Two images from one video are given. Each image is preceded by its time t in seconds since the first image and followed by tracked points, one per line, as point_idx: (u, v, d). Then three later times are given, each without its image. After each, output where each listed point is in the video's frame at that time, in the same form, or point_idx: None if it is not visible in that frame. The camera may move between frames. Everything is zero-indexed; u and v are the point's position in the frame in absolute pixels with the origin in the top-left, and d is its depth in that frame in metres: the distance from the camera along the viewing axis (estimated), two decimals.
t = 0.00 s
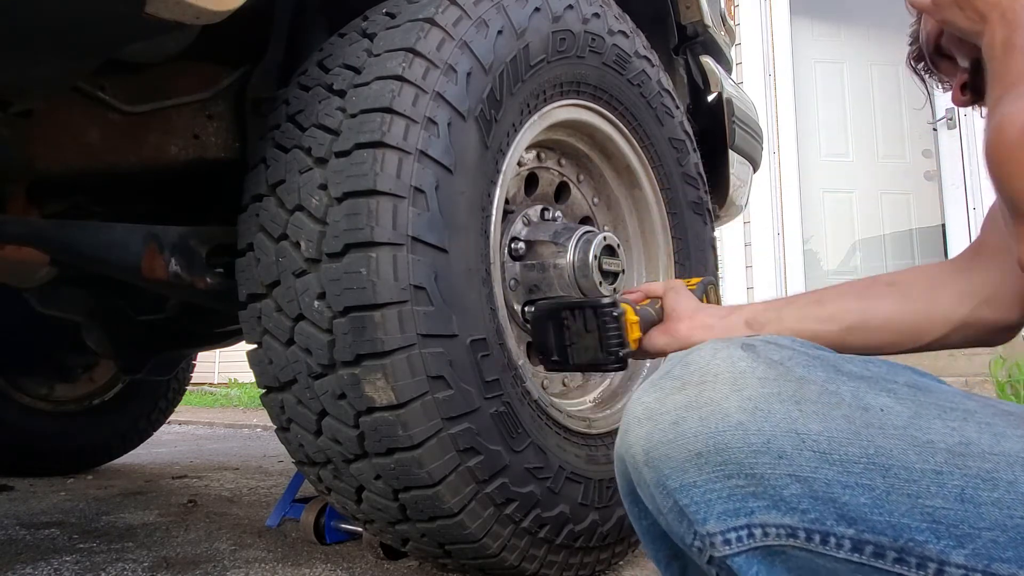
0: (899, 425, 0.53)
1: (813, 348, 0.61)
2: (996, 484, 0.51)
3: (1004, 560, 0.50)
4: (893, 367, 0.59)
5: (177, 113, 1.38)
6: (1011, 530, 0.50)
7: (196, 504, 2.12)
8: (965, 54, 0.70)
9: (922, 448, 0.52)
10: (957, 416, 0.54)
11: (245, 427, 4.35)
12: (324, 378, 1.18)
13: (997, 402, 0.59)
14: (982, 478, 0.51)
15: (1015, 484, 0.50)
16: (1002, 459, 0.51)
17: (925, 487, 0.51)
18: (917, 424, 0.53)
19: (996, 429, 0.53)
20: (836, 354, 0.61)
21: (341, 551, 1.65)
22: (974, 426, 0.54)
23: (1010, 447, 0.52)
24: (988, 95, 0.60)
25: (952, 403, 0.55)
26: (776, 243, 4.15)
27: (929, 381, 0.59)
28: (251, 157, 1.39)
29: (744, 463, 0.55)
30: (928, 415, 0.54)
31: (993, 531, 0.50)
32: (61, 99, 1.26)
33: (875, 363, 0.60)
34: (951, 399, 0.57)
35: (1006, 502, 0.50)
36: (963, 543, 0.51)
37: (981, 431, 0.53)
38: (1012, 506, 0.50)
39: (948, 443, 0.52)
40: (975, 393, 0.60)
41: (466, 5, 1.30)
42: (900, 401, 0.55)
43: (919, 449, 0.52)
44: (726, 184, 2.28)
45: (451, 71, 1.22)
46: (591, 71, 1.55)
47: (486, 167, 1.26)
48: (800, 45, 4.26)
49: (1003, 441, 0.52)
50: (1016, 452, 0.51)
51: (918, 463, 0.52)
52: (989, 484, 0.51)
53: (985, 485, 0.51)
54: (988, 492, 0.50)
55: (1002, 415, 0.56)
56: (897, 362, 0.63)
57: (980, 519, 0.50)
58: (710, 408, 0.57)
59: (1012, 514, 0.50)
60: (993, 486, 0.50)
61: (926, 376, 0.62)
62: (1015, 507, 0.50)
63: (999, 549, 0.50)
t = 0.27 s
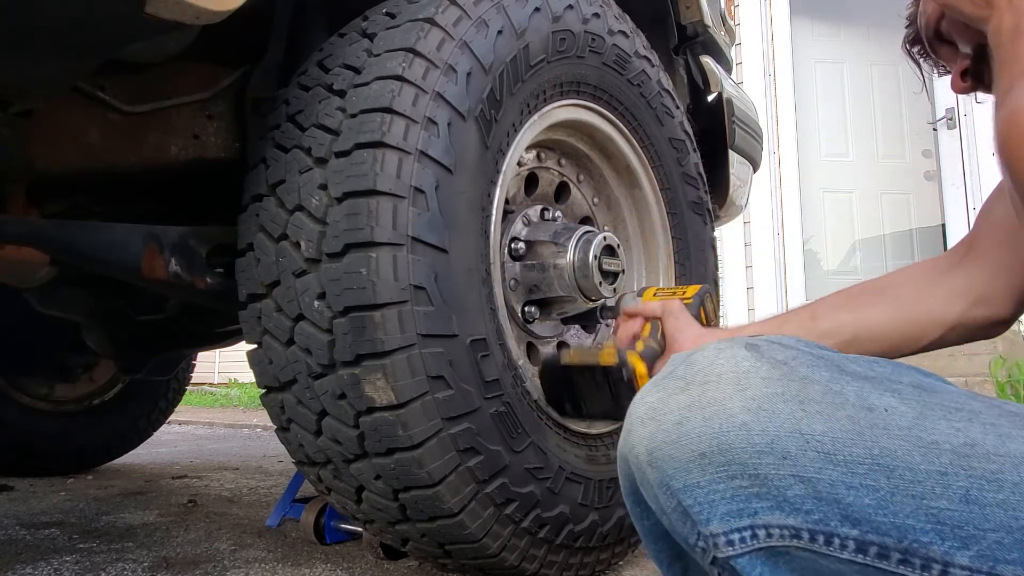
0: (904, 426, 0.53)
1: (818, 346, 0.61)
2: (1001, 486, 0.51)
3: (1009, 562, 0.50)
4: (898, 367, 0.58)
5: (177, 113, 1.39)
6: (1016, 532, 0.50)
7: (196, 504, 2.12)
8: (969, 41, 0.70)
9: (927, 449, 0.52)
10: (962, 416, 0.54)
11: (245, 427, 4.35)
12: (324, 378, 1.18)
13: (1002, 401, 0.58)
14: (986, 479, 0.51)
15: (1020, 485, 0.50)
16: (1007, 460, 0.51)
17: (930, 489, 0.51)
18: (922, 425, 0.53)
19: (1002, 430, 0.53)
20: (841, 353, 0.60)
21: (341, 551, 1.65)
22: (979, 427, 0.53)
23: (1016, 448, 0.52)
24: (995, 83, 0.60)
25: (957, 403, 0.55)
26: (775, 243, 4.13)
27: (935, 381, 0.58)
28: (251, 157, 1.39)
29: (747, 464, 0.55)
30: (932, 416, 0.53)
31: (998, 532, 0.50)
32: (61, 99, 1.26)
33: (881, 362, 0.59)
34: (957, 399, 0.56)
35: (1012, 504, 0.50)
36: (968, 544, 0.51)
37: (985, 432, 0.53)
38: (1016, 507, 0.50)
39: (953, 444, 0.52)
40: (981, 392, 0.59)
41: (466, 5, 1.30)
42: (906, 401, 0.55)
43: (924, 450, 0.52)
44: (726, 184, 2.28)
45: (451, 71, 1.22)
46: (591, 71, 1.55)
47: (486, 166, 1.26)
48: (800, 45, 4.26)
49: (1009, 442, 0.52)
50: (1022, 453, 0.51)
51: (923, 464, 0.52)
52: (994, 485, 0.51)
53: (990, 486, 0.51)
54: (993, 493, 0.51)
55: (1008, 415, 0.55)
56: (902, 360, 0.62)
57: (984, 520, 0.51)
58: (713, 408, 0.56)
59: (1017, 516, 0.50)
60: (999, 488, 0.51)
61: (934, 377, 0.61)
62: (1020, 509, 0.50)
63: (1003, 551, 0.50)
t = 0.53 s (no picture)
0: (900, 423, 0.53)
1: (814, 347, 0.62)
2: (996, 482, 0.50)
3: (1005, 558, 0.49)
4: (893, 366, 0.59)
5: (177, 113, 1.38)
6: (1011, 528, 0.50)
7: (196, 504, 2.12)
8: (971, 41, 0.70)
9: (923, 446, 0.52)
10: (957, 414, 0.55)
11: (245, 427, 4.35)
12: (324, 378, 1.18)
13: (999, 401, 0.58)
14: (981, 476, 0.51)
15: (1015, 483, 0.50)
16: (1001, 457, 0.51)
17: (925, 485, 0.51)
18: (917, 423, 0.53)
19: (996, 428, 0.53)
20: (837, 353, 0.61)
21: (341, 551, 1.65)
22: (974, 425, 0.54)
23: (1011, 445, 0.52)
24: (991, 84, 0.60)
25: (952, 401, 0.55)
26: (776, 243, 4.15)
27: (930, 381, 0.59)
28: (251, 156, 1.39)
29: (744, 461, 0.55)
30: (927, 414, 0.54)
31: (992, 529, 0.50)
32: (61, 99, 1.25)
33: (877, 361, 0.60)
34: (952, 398, 0.57)
35: (1007, 500, 0.50)
36: (963, 541, 0.50)
37: (980, 430, 0.53)
38: (1012, 503, 0.50)
39: (948, 442, 0.52)
40: (977, 392, 0.59)
41: (466, 5, 1.30)
42: (901, 400, 0.55)
43: (919, 447, 0.52)
44: (726, 184, 2.28)
45: (451, 71, 1.22)
46: (591, 71, 1.55)
47: (486, 167, 1.26)
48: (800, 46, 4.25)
49: (1003, 440, 0.52)
50: (1016, 451, 0.51)
51: (919, 461, 0.52)
52: (989, 482, 0.51)
53: (985, 483, 0.51)
54: (988, 490, 0.50)
55: (1003, 413, 0.55)
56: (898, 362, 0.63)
57: (980, 517, 0.50)
58: (711, 406, 0.57)
59: (1012, 512, 0.50)
60: (994, 484, 0.50)
61: (930, 377, 0.62)
62: (1015, 505, 0.50)
63: (999, 547, 0.50)
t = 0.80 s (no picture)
0: (902, 420, 0.53)
1: (817, 344, 0.62)
2: (999, 480, 0.50)
3: (1007, 556, 0.50)
4: (895, 364, 0.60)
5: (177, 113, 1.38)
6: (1013, 526, 0.50)
7: (195, 504, 2.12)
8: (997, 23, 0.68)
9: (925, 444, 0.52)
10: (959, 412, 0.55)
11: (245, 427, 4.35)
12: (324, 378, 1.18)
13: (1000, 398, 0.59)
14: (985, 474, 0.51)
15: (1018, 480, 0.50)
16: (1004, 456, 0.51)
17: (927, 483, 0.51)
18: (920, 420, 0.53)
19: (998, 425, 0.53)
20: (838, 351, 0.61)
21: (341, 551, 1.65)
22: (976, 422, 0.54)
23: (1013, 444, 0.52)
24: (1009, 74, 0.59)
25: (954, 399, 0.56)
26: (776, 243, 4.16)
27: (933, 379, 0.59)
28: (251, 157, 1.39)
29: (746, 458, 0.55)
30: (930, 412, 0.54)
31: (995, 527, 0.50)
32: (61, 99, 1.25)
33: (878, 359, 0.60)
34: (954, 396, 0.57)
35: (1010, 498, 0.50)
36: (966, 538, 0.51)
37: (983, 428, 0.53)
38: (1015, 501, 0.50)
39: (951, 439, 0.52)
40: (978, 389, 0.60)
41: (466, 5, 1.30)
42: (903, 397, 0.56)
43: (922, 445, 0.52)
44: (726, 184, 2.28)
45: (451, 71, 1.22)
46: (591, 71, 1.55)
47: (486, 167, 1.26)
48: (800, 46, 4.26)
49: (1006, 438, 0.52)
50: (1019, 449, 0.51)
51: (922, 459, 0.52)
52: (992, 480, 0.50)
53: (989, 481, 0.50)
54: (991, 488, 0.50)
55: (1006, 411, 0.55)
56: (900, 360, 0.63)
57: (982, 514, 0.50)
58: (714, 403, 0.57)
59: (1015, 510, 0.50)
60: (996, 482, 0.50)
61: (932, 374, 0.62)
62: (1017, 502, 0.50)
63: (1002, 545, 0.50)
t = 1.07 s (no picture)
0: (901, 419, 0.53)
1: (816, 344, 0.62)
2: (999, 478, 0.50)
3: (1007, 555, 0.50)
4: (894, 364, 0.60)
5: (177, 113, 1.38)
6: (1014, 524, 0.50)
7: (196, 504, 2.12)
8: (985, 42, 0.70)
9: (925, 442, 0.52)
10: (958, 411, 0.55)
11: (245, 427, 4.35)
12: (324, 378, 1.18)
13: (1000, 397, 0.59)
14: (984, 473, 0.51)
15: (1017, 479, 0.50)
16: (1003, 454, 0.51)
17: (927, 481, 0.51)
18: (919, 419, 0.53)
19: (998, 423, 0.53)
20: (837, 351, 0.62)
21: (341, 551, 1.65)
22: (975, 421, 0.54)
23: (1013, 442, 0.52)
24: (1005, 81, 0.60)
25: (953, 398, 0.56)
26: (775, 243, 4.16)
27: (932, 379, 0.59)
28: (251, 157, 1.39)
29: (746, 457, 0.55)
30: (929, 411, 0.54)
31: (996, 525, 0.50)
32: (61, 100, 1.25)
33: (877, 359, 0.60)
34: (953, 395, 0.57)
35: (1009, 497, 0.50)
36: (966, 537, 0.51)
37: (982, 426, 0.53)
38: (1015, 500, 0.50)
39: (950, 438, 0.52)
40: (977, 389, 0.60)
41: (466, 5, 1.30)
42: (902, 396, 0.56)
43: (922, 444, 0.52)
44: (726, 184, 2.28)
45: (451, 71, 1.22)
46: (591, 71, 1.55)
47: (486, 167, 1.26)
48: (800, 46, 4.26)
49: (1005, 436, 0.52)
50: (1018, 447, 0.51)
51: (921, 457, 0.52)
52: (992, 478, 0.50)
53: (988, 480, 0.50)
54: (991, 486, 0.50)
55: (1005, 410, 0.55)
56: (899, 360, 0.63)
57: (982, 513, 0.50)
58: (713, 403, 0.57)
59: (1015, 509, 0.50)
60: (996, 481, 0.50)
61: (932, 374, 0.62)
62: (1017, 501, 0.50)
63: (1002, 544, 0.50)
